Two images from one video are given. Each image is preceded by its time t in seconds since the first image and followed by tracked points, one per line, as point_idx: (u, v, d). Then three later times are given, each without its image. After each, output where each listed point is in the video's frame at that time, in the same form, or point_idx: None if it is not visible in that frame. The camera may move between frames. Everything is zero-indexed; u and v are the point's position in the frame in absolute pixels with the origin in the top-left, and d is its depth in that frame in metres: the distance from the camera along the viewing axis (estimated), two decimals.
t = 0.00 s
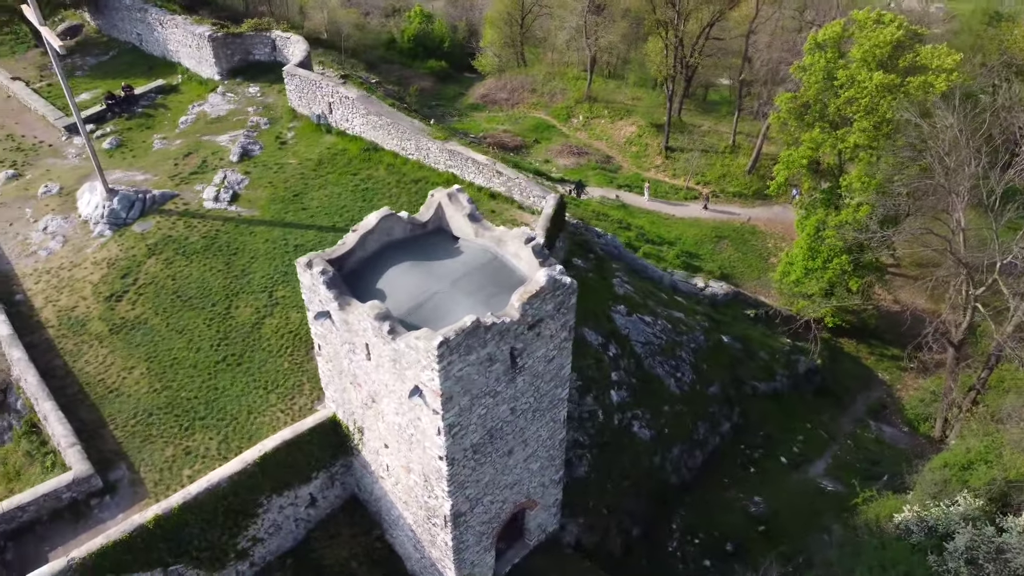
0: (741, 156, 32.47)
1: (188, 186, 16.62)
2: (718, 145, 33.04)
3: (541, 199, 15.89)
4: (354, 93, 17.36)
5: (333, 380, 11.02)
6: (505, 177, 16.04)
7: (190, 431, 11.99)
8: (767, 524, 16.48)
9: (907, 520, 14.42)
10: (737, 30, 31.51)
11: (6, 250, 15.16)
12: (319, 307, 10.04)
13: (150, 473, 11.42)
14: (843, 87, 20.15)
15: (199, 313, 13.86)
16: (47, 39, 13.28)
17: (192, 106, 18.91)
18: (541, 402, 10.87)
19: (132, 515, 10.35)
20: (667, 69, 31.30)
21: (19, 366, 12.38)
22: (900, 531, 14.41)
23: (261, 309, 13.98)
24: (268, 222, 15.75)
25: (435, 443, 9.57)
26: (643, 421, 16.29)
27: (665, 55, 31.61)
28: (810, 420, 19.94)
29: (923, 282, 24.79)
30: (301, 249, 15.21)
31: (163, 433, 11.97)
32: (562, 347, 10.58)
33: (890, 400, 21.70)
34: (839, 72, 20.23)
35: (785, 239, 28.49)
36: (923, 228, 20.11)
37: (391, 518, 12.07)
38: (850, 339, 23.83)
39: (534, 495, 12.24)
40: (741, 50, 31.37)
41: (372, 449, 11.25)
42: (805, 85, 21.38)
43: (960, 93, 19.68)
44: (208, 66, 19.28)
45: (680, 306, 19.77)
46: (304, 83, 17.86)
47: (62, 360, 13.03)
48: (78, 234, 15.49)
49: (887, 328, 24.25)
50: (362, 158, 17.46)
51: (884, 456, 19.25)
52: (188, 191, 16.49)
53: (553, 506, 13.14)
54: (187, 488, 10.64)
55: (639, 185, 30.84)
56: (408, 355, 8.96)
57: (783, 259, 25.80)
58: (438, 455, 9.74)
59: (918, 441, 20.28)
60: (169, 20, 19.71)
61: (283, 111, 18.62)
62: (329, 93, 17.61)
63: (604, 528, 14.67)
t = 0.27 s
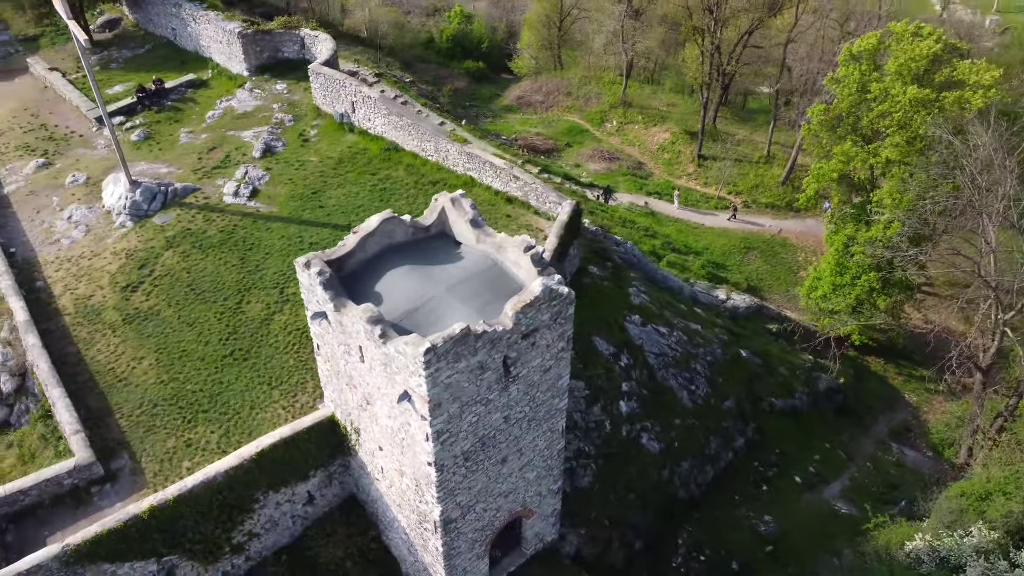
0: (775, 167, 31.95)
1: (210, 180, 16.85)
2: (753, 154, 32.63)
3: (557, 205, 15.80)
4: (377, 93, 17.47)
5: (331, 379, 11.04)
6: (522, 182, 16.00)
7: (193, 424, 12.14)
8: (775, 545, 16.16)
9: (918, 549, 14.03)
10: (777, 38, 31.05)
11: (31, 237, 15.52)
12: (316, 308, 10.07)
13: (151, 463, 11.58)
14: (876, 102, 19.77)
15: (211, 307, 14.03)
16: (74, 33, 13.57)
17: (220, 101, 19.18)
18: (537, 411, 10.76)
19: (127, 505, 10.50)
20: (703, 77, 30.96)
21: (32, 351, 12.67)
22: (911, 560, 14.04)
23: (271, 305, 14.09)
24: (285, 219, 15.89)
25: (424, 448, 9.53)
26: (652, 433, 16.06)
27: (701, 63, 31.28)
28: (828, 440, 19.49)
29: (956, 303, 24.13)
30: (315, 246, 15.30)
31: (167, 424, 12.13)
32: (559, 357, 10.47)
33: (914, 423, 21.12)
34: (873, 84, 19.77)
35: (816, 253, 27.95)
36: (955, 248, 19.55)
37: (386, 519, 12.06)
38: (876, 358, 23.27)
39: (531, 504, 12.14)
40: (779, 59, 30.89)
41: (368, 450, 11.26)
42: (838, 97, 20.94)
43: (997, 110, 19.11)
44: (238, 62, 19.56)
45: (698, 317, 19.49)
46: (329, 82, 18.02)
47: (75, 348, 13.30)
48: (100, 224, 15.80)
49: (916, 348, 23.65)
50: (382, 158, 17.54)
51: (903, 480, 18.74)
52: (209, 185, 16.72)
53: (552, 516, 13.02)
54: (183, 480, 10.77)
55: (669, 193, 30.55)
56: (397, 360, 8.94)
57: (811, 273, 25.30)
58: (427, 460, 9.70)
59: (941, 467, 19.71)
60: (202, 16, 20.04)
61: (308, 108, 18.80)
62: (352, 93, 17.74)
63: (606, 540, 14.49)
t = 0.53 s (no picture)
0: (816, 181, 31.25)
1: (236, 174, 17.09)
2: (794, 167, 31.98)
3: (576, 213, 15.65)
4: (404, 93, 17.52)
5: (331, 378, 11.08)
6: (542, 188, 15.89)
7: (198, 414, 12.31)
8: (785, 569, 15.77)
9: None
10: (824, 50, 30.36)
11: (61, 222, 15.93)
12: (315, 307, 10.13)
13: (154, 451, 11.77)
14: (917, 120, 19.32)
15: (226, 299, 14.21)
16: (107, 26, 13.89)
17: (253, 96, 19.45)
18: (533, 421, 10.65)
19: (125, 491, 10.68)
20: (745, 87, 30.44)
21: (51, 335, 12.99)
22: None
23: (285, 300, 14.23)
24: (305, 215, 16.02)
25: (413, 452, 9.50)
26: (663, 448, 15.80)
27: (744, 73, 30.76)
28: (850, 464, 18.95)
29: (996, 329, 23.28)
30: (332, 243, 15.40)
31: (173, 413, 12.33)
32: (557, 368, 10.35)
33: (943, 452, 20.41)
34: (914, 101, 19.33)
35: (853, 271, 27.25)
36: (998, 275, 18.55)
37: (382, 520, 12.06)
38: (908, 383, 22.57)
39: (527, 514, 12.03)
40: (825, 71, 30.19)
41: (364, 450, 11.27)
42: (877, 113, 20.47)
43: None
44: (272, 58, 19.83)
45: (721, 332, 19.14)
46: (358, 80, 18.13)
47: (92, 333, 13.60)
48: (127, 213, 16.14)
49: (951, 374, 22.89)
50: (406, 158, 17.59)
51: (926, 510, 18.12)
52: (236, 178, 16.96)
53: (550, 527, 12.89)
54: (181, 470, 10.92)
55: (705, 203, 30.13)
56: (387, 363, 8.92)
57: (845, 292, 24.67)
58: (416, 464, 9.66)
59: (969, 499, 19.02)
60: (241, 11, 20.36)
61: (338, 106, 18.96)
62: (380, 92, 17.82)
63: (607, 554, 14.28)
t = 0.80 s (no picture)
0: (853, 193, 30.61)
1: (260, 168, 17.29)
2: (830, 179, 31.38)
3: (594, 219, 15.52)
4: (429, 93, 17.57)
5: (333, 375, 11.11)
6: (561, 193, 15.80)
7: (205, 405, 12.46)
8: None
9: None
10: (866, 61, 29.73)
11: (88, 210, 16.27)
12: (316, 305, 10.16)
13: (160, 439, 11.93)
14: (953, 137, 18.99)
15: (241, 293, 14.36)
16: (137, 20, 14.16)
17: (282, 91, 19.67)
18: (531, 428, 10.56)
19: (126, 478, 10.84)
20: (783, 96, 29.94)
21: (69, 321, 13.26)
22: None
23: (298, 295, 14.33)
24: (325, 211, 16.13)
25: (406, 454, 9.47)
26: (673, 460, 15.55)
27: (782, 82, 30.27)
28: (869, 485, 18.49)
29: None
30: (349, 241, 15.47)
31: (181, 402, 12.49)
32: (556, 376, 10.25)
33: (969, 477, 19.81)
34: (950, 117, 19.03)
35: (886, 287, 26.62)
36: None
37: (381, 519, 12.06)
38: (937, 405, 21.97)
39: (525, 521, 11.95)
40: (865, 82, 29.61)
41: (364, 449, 11.28)
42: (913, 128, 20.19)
43: None
44: (303, 54, 20.03)
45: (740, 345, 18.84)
46: (384, 79, 18.22)
47: (109, 320, 13.86)
48: (152, 203, 16.42)
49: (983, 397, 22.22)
50: (428, 158, 17.63)
51: (946, 537, 17.62)
52: (259, 172, 17.15)
53: (550, 535, 12.78)
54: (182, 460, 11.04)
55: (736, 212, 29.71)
56: (381, 363, 8.90)
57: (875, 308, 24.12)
58: (409, 466, 9.64)
59: (993, 528, 18.43)
60: (274, 7, 20.60)
61: (365, 104, 19.07)
62: (405, 91, 17.89)
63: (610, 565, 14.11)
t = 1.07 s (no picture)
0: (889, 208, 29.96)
1: (284, 163, 17.46)
2: (866, 193, 30.75)
3: (611, 225, 15.37)
4: (453, 94, 17.60)
5: (335, 373, 11.14)
6: (579, 198, 15.69)
7: (212, 395, 12.61)
8: None
9: None
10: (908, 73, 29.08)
11: (114, 198, 16.58)
12: (318, 302, 10.19)
13: (166, 428, 12.09)
14: (989, 153, 18.55)
15: (255, 286, 14.51)
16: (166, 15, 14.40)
17: (311, 87, 19.84)
18: (529, 435, 10.48)
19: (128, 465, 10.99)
20: (820, 107, 29.42)
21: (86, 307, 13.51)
22: None
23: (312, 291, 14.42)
24: (343, 208, 16.22)
25: (399, 455, 9.46)
26: (682, 473, 15.28)
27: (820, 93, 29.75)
28: (887, 508, 18.04)
29: None
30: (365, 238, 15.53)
31: (189, 392, 12.65)
32: (555, 384, 10.16)
33: (994, 505, 19.23)
34: (987, 133, 18.59)
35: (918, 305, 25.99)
36: None
37: (380, 518, 12.07)
38: (964, 428, 21.38)
39: (523, 527, 11.87)
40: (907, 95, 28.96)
41: (363, 447, 11.30)
42: (949, 144, 19.79)
43: None
44: (332, 51, 20.20)
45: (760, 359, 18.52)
46: (410, 78, 18.30)
47: (126, 308, 14.09)
48: (176, 194, 16.67)
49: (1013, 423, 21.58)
50: (450, 158, 17.64)
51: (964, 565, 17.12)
52: (282, 167, 17.32)
53: (549, 542, 12.67)
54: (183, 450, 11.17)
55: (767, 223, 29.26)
56: (375, 362, 8.88)
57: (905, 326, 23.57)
58: (402, 467, 9.62)
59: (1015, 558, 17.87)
60: (307, 3, 20.81)
61: (391, 103, 19.16)
62: (430, 91, 17.94)
63: None
